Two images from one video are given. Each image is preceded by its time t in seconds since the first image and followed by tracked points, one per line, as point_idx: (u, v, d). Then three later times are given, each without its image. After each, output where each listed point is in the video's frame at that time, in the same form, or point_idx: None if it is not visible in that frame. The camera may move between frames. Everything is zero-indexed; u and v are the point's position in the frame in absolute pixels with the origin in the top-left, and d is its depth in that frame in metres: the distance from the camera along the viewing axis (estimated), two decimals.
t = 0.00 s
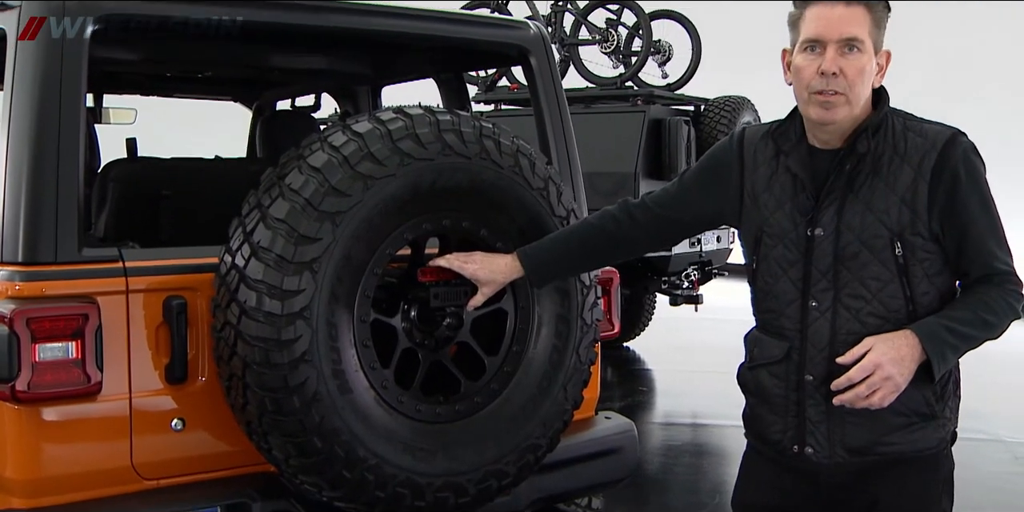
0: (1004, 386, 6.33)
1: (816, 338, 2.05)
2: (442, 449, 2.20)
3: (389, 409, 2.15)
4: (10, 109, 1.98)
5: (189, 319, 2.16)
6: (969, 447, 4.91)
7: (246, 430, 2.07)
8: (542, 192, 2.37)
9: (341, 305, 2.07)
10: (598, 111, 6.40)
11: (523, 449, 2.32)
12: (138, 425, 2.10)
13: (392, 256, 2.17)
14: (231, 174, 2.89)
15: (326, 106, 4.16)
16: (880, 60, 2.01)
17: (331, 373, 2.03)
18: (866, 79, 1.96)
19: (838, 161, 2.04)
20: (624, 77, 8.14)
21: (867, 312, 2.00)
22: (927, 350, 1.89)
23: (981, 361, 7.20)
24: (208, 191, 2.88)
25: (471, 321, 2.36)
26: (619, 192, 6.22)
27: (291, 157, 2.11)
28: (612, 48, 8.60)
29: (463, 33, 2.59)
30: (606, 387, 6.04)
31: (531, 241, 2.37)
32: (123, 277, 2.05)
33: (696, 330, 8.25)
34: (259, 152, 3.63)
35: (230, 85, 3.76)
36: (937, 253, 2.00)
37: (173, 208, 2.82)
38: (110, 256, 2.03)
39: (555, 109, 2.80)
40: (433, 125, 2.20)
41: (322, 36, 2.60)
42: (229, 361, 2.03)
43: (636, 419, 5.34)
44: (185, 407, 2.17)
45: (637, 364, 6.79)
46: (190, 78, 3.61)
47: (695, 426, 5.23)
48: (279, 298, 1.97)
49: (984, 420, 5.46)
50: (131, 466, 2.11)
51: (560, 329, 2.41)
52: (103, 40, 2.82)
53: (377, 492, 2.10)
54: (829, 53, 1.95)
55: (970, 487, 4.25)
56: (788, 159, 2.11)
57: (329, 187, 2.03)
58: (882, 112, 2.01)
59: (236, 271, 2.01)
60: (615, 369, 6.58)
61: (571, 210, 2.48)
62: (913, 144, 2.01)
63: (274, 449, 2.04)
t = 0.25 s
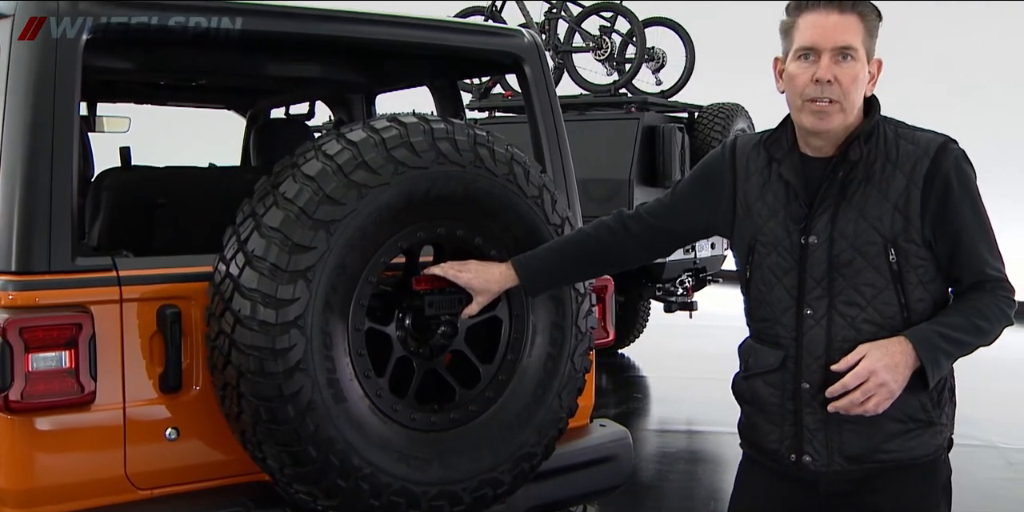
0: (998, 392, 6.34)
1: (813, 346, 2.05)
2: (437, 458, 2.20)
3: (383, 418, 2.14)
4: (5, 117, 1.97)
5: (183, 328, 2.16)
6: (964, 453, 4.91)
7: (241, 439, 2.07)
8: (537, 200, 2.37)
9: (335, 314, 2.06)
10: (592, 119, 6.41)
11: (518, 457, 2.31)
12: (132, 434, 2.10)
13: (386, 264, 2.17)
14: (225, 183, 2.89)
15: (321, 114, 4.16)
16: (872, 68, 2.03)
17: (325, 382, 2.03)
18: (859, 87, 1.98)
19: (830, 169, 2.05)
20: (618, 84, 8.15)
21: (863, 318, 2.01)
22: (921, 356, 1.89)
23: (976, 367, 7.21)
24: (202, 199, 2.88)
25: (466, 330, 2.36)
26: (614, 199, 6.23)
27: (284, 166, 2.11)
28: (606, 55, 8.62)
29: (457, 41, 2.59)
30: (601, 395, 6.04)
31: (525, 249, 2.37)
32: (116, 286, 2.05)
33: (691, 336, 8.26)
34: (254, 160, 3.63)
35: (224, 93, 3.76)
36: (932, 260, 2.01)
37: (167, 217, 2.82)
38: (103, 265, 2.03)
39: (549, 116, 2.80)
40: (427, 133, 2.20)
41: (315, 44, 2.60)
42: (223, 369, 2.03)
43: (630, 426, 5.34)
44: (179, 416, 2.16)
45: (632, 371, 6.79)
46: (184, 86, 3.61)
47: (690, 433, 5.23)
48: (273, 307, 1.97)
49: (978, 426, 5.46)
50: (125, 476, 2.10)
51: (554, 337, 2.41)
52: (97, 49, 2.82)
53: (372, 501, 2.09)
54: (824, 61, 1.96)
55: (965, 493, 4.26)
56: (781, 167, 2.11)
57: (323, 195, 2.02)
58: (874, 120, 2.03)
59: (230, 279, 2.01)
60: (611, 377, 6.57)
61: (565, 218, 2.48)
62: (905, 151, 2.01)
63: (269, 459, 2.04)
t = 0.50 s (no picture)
0: (994, 400, 6.35)
1: (813, 357, 2.05)
2: (435, 470, 2.19)
3: (381, 430, 2.14)
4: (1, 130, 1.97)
5: (179, 341, 2.16)
6: (960, 462, 4.92)
7: (237, 452, 2.07)
8: (532, 212, 2.38)
9: (332, 327, 2.07)
10: (587, 130, 6.42)
11: (515, 469, 2.31)
12: (128, 448, 2.09)
13: (383, 276, 2.17)
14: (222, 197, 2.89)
15: (316, 127, 4.17)
16: (864, 79, 2.04)
17: (322, 395, 2.03)
18: (852, 98, 1.99)
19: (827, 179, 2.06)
20: (613, 95, 8.18)
21: (863, 327, 2.02)
22: (922, 364, 1.90)
23: (970, 375, 7.23)
24: (199, 213, 2.88)
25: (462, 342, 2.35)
26: (609, 210, 6.24)
27: (280, 179, 2.11)
28: (600, 66, 8.65)
29: (452, 54, 2.60)
30: (598, 406, 6.04)
31: (522, 261, 2.38)
32: (112, 300, 2.04)
33: (687, 347, 8.26)
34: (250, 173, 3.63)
35: (220, 106, 3.76)
36: (928, 268, 2.03)
37: (163, 231, 2.82)
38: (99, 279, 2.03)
39: (544, 128, 2.81)
40: (422, 146, 2.21)
41: (311, 57, 2.61)
42: (219, 383, 2.03)
43: (627, 437, 5.33)
44: (176, 430, 2.16)
45: (628, 382, 6.79)
46: (180, 100, 3.61)
47: (687, 443, 5.23)
48: (270, 320, 1.97)
49: (975, 435, 5.47)
50: (121, 490, 2.10)
51: (551, 349, 2.41)
52: (93, 63, 2.83)
53: None
54: (817, 73, 1.98)
55: (962, 502, 4.26)
56: (777, 179, 2.13)
57: (319, 208, 2.03)
58: (867, 131, 2.05)
59: (226, 293, 2.01)
60: (607, 387, 6.57)
61: (561, 229, 2.49)
62: (901, 161, 2.04)
63: (266, 472, 2.04)
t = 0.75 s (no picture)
0: (990, 404, 6.36)
1: (812, 359, 2.06)
2: (432, 472, 2.20)
3: (378, 431, 2.15)
4: None
5: (178, 343, 2.16)
6: (957, 465, 4.93)
7: (235, 454, 2.07)
8: (530, 214, 2.38)
9: (330, 329, 2.07)
10: (585, 132, 6.43)
11: (512, 471, 2.32)
12: (125, 450, 2.09)
13: (381, 278, 2.17)
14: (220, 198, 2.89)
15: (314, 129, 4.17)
16: (863, 83, 2.05)
17: (320, 397, 2.03)
18: (851, 101, 2.00)
19: (827, 181, 2.06)
20: (610, 97, 8.19)
21: (862, 330, 2.02)
22: (920, 366, 1.91)
23: (967, 379, 7.24)
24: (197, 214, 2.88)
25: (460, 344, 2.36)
26: (606, 212, 6.24)
27: (279, 181, 2.12)
28: (597, 69, 8.65)
29: (450, 56, 2.61)
30: (595, 408, 6.04)
31: (520, 263, 2.38)
32: (110, 302, 2.05)
33: (684, 349, 8.26)
34: (248, 174, 3.63)
35: (219, 107, 3.76)
36: (925, 271, 2.04)
37: (161, 233, 2.82)
38: (97, 280, 2.03)
39: (542, 130, 2.82)
40: (421, 148, 2.21)
41: (310, 59, 2.61)
42: (217, 384, 2.03)
43: (624, 439, 5.33)
44: (173, 432, 2.16)
45: (625, 384, 6.79)
46: (178, 101, 3.62)
47: (684, 446, 5.23)
48: (268, 322, 1.97)
49: (971, 438, 5.48)
50: (118, 492, 2.10)
51: (549, 351, 2.42)
52: (91, 64, 2.83)
53: None
54: (815, 78, 1.98)
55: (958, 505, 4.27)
56: (776, 183, 2.14)
57: (318, 210, 2.03)
58: (864, 135, 2.05)
59: (225, 294, 2.01)
60: (604, 390, 6.57)
61: (559, 232, 2.49)
62: (898, 164, 2.05)
63: (263, 473, 2.04)
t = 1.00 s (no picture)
0: (990, 412, 6.37)
1: (815, 367, 2.06)
2: (433, 479, 2.20)
3: (380, 438, 2.15)
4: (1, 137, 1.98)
5: (179, 350, 2.17)
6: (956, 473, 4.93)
7: (237, 460, 2.07)
8: (532, 222, 2.39)
9: (332, 336, 2.07)
10: (584, 140, 6.44)
11: (514, 478, 2.32)
12: (127, 456, 2.10)
13: (382, 285, 2.18)
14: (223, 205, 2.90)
15: (315, 136, 4.18)
16: (858, 95, 2.06)
17: (322, 404, 2.03)
18: (847, 114, 2.01)
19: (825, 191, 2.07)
20: (610, 105, 8.20)
21: (863, 338, 2.03)
22: (920, 373, 1.91)
23: (966, 386, 7.24)
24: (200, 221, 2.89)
25: (461, 351, 2.36)
26: (606, 220, 6.25)
27: (281, 189, 2.12)
28: (597, 77, 8.67)
29: (452, 63, 2.62)
30: (595, 415, 6.04)
31: (521, 270, 2.39)
32: (113, 308, 2.05)
33: (684, 356, 8.27)
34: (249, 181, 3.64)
35: (221, 114, 3.77)
36: (925, 278, 2.04)
37: (164, 239, 2.82)
38: (100, 287, 2.04)
39: (544, 138, 2.83)
40: (423, 155, 2.22)
41: (312, 67, 2.62)
42: (219, 391, 2.03)
43: (624, 447, 5.34)
44: (175, 438, 2.16)
45: (625, 392, 6.79)
46: (180, 108, 3.63)
47: (683, 453, 5.23)
48: (270, 329, 1.97)
49: (970, 446, 5.48)
50: (120, 498, 2.10)
51: (549, 358, 2.42)
52: (94, 72, 2.84)
53: None
54: (810, 91, 2.00)
55: None
56: (776, 193, 2.14)
57: (320, 217, 2.04)
58: (862, 144, 2.06)
59: (227, 302, 2.02)
60: (604, 397, 6.57)
61: (560, 239, 2.50)
62: (896, 173, 2.06)
63: (265, 480, 2.05)
